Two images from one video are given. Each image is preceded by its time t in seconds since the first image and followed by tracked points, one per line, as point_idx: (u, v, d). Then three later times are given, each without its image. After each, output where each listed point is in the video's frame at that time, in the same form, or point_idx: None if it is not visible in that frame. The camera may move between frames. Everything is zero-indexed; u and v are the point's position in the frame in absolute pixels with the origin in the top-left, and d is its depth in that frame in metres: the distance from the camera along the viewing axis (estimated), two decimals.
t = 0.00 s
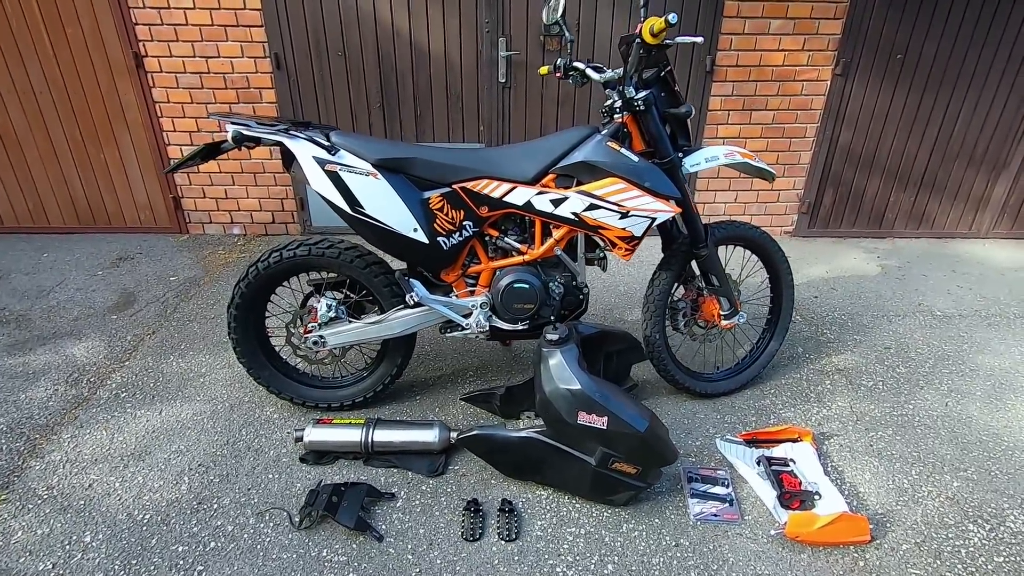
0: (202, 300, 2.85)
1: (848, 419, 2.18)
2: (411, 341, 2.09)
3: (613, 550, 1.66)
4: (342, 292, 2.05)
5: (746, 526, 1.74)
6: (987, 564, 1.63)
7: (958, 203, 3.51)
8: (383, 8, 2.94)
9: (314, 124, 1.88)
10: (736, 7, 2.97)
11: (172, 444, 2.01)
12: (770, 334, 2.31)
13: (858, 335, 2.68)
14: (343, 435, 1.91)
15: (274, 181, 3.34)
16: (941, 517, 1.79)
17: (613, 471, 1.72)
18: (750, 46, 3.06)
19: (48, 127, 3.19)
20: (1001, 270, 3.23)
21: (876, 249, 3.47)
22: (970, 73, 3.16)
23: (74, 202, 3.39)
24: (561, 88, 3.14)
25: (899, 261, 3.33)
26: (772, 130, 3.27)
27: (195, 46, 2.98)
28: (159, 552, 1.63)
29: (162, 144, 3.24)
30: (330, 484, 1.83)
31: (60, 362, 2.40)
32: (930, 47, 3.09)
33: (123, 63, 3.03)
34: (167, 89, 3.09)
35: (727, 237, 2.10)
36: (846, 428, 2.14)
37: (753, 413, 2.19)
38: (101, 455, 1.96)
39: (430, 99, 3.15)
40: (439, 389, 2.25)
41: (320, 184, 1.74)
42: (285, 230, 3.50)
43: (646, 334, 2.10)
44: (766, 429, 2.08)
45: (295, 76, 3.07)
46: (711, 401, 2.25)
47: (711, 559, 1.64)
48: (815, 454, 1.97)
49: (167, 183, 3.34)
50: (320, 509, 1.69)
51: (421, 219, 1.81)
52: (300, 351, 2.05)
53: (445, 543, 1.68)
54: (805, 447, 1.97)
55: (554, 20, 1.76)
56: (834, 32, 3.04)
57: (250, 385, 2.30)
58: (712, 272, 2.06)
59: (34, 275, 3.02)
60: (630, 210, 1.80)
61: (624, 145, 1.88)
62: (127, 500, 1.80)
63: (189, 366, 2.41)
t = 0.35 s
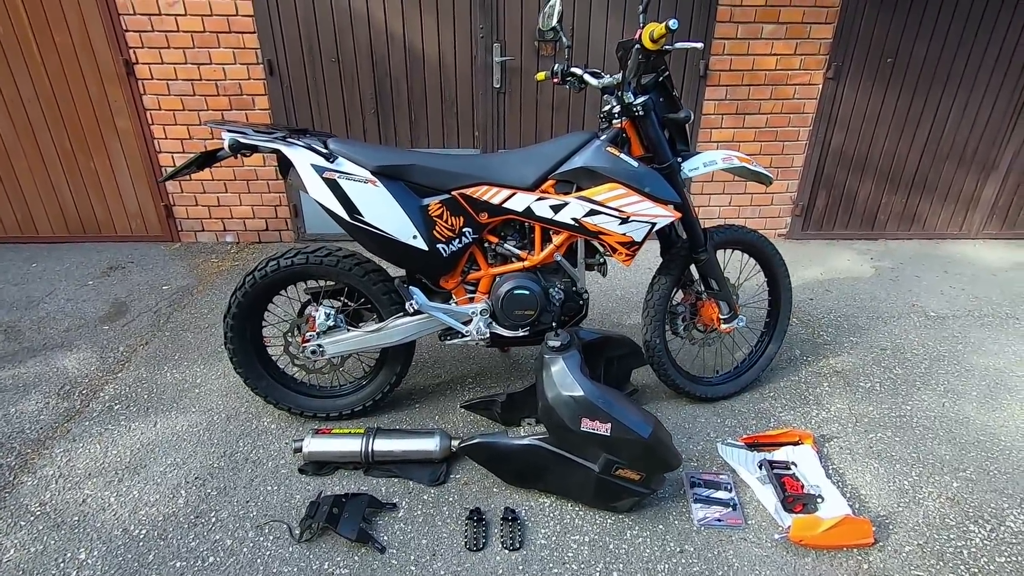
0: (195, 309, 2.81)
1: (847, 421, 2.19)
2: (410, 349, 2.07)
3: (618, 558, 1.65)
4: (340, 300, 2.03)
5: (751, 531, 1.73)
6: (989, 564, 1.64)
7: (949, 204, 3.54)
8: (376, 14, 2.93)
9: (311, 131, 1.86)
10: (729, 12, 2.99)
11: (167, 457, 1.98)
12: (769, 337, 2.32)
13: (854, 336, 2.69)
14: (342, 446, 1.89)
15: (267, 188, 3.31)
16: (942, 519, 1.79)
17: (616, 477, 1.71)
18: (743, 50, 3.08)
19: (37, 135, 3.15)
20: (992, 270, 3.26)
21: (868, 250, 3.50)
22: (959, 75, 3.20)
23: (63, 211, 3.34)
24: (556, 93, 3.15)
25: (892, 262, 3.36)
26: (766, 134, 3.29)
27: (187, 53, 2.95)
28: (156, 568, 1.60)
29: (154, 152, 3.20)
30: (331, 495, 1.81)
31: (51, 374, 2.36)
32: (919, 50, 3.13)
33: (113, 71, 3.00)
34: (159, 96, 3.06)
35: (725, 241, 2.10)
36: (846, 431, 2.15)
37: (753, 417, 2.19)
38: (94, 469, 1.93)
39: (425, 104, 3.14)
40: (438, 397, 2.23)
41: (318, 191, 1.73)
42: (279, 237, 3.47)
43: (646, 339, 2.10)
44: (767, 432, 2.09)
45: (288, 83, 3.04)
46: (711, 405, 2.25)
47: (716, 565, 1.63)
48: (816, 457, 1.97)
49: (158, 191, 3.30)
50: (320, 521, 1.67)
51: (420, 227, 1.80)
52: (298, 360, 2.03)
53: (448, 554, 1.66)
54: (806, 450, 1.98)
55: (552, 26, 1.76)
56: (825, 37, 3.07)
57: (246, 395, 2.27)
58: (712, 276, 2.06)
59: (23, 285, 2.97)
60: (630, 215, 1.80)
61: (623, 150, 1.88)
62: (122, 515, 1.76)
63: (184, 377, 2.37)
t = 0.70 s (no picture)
0: (187, 321, 2.78)
1: (846, 427, 2.17)
2: (404, 359, 2.04)
3: (617, 571, 1.62)
4: (332, 311, 2.01)
5: (751, 541, 1.71)
6: (992, 573, 1.61)
7: (943, 208, 3.55)
8: (369, 23, 2.92)
9: (303, 141, 1.85)
10: (722, 19, 2.99)
11: (157, 473, 1.94)
12: (766, 343, 2.30)
13: (851, 342, 2.68)
14: (336, 459, 1.86)
15: (260, 198, 3.29)
16: (944, 526, 1.77)
17: (614, 489, 1.68)
18: (736, 57, 3.08)
19: (26, 146, 3.12)
20: (988, 274, 3.26)
21: (864, 255, 3.50)
22: (950, 80, 3.21)
23: (53, 223, 3.31)
24: (550, 100, 3.14)
25: (887, 266, 3.36)
26: (760, 139, 3.30)
27: (178, 63, 2.94)
28: None
29: (145, 163, 3.18)
30: (324, 510, 1.77)
31: (40, 389, 2.32)
32: (910, 55, 3.14)
33: (104, 82, 2.98)
34: (150, 107, 3.03)
35: (721, 247, 2.09)
36: (845, 437, 2.13)
37: (752, 424, 2.17)
38: (82, 486, 1.89)
39: (418, 113, 3.13)
40: (434, 408, 2.21)
41: (310, 202, 1.71)
42: (272, 247, 3.44)
43: (643, 347, 2.08)
44: (766, 440, 2.06)
45: (280, 92, 3.03)
46: (709, 413, 2.23)
47: None
48: (816, 465, 1.95)
49: (149, 202, 3.27)
50: (313, 537, 1.63)
51: (414, 236, 1.78)
52: (290, 372, 2.00)
53: (444, 569, 1.63)
54: (806, 458, 1.96)
55: (544, 34, 1.75)
56: (818, 43, 3.08)
57: (238, 408, 2.24)
58: (708, 282, 2.05)
59: (11, 299, 2.93)
60: (625, 223, 1.78)
61: (617, 157, 1.87)
62: (110, 533, 1.72)
63: (175, 390, 2.34)
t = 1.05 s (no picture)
0: (182, 328, 2.76)
1: (846, 430, 2.16)
2: (401, 365, 2.03)
3: None
4: (328, 316, 1.99)
5: (752, 546, 1.69)
6: None
7: (939, 209, 3.55)
8: (364, 28, 2.92)
9: (297, 146, 1.83)
10: (717, 22, 2.99)
11: (151, 481, 1.92)
12: (765, 346, 2.29)
13: (850, 344, 2.67)
14: (332, 466, 1.84)
15: (256, 204, 3.28)
16: (945, 529, 1.76)
17: (613, 494, 1.67)
18: (732, 60, 3.08)
19: (20, 152, 3.10)
20: (985, 275, 3.26)
21: (861, 257, 3.50)
22: (945, 81, 3.22)
23: (47, 229, 3.29)
24: (546, 104, 3.14)
25: (885, 268, 3.35)
26: (756, 142, 3.30)
27: (173, 69, 2.93)
28: None
29: (140, 169, 3.17)
30: (320, 518, 1.75)
31: (33, 397, 2.30)
32: (905, 58, 3.15)
33: (99, 88, 2.97)
34: (145, 113, 3.02)
35: (719, 250, 2.08)
36: (845, 440, 2.12)
37: (751, 428, 2.16)
38: (76, 495, 1.87)
39: (414, 117, 3.12)
40: (431, 413, 2.19)
41: (305, 207, 1.69)
42: (268, 253, 3.43)
43: (642, 350, 2.07)
44: (765, 444, 2.05)
45: (276, 98, 3.02)
46: (708, 416, 2.21)
47: None
48: (816, 468, 1.94)
49: (144, 208, 3.26)
50: (309, 545, 1.61)
51: (410, 240, 1.77)
52: (286, 378, 1.98)
53: None
54: (806, 461, 1.94)
55: (539, 37, 1.74)
56: (813, 45, 3.08)
57: (234, 415, 2.22)
58: (706, 285, 2.04)
59: (5, 306, 2.91)
60: (622, 226, 1.78)
61: (614, 160, 1.86)
62: (103, 543, 1.70)
63: (170, 397, 2.32)
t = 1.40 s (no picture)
0: (185, 329, 2.77)
1: (848, 429, 2.17)
2: (405, 364, 2.03)
3: None
4: (332, 317, 2.00)
5: (755, 544, 1.70)
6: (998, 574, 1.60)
7: (940, 210, 3.56)
8: (366, 30, 2.93)
9: (302, 146, 1.84)
10: (718, 24, 3.01)
11: (155, 481, 1.93)
12: (767, 345, 2.30)
13: (851, 344, 2.68)
14: (336, 465, 1.85)
15: (258, 205, 3.29)
16: (948, 527, 1.76)
17: (617, 492, 1.67)
18: (733, 61, 3.10)
19: (24, 154, 3.11)
20: (986, 275, 3.26)
21: (862, 257, 3.51)
22: (945, 82, 3.23)
23: (50, 231, 3.29)
24: (548, 106, 3.15)
25: (886, 268, 3.36)
26: (757, 143, 3.31)
27: (176, 71, 2.94)
28: None
29: (143, 171, 3.18)
30: (325, 517, 1.76)
31: (37, 398, 2.30)
32: (905, 59, 3.16)
33: (102, 90, 2.98)
34: (148, 114, 3.03)
35: (721, 250, 2.09)
36: (848, 439, 2.12)
37: (754, 427, 2.16)
38: (80, 495, 1.87)
39: (417, 119, 3.13)
40: (435, 413, 2.20)
41: (309, 207, 1.70)
42: (271, 254, 3.44)
43: (645, 350, 2.07)
44: (768, 443, 2.05)
45: (279, 99, 3.03)
46: (710, 416, 2.22)
47: None
48: (819, 467, 1.94)
49: (147, 210, 3.27)
50: (314, 544, 1.61)
51: (414, 240, 1.77)
52: (290, 378, 1.98)
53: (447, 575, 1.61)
54: (809, 460, 1.95)
55: (543, 38, 1.75)
56: (813, 47, 3.10)
57: (237, 415, 2.23)
58: (709, 285, 2.05)
59: (9, 308, 2.91)
60: (626, 226, 1.79)
61: (617, 159, 1.87)
62: (109, 542, 1.71)
63: (174, 398, 2.32)
